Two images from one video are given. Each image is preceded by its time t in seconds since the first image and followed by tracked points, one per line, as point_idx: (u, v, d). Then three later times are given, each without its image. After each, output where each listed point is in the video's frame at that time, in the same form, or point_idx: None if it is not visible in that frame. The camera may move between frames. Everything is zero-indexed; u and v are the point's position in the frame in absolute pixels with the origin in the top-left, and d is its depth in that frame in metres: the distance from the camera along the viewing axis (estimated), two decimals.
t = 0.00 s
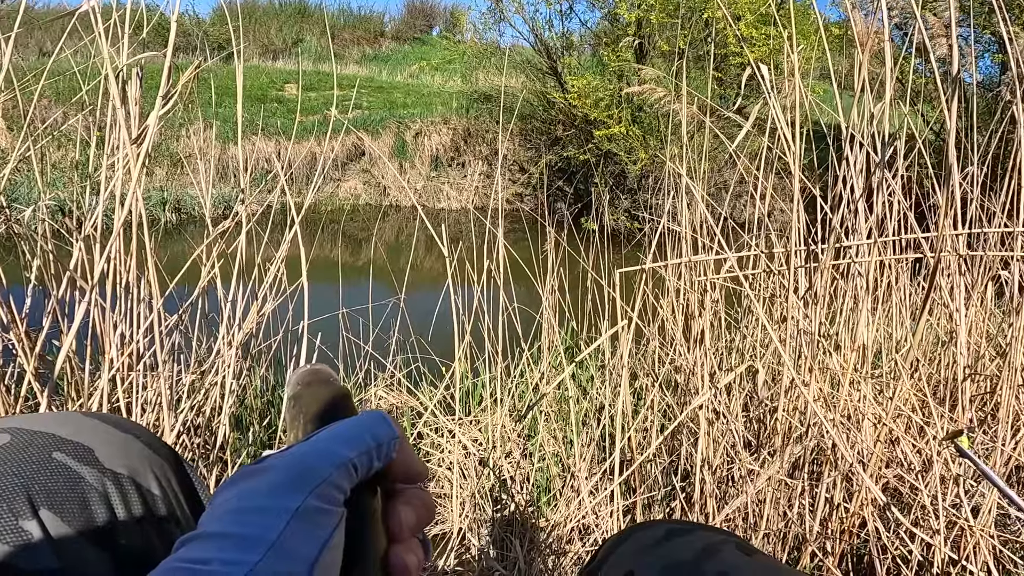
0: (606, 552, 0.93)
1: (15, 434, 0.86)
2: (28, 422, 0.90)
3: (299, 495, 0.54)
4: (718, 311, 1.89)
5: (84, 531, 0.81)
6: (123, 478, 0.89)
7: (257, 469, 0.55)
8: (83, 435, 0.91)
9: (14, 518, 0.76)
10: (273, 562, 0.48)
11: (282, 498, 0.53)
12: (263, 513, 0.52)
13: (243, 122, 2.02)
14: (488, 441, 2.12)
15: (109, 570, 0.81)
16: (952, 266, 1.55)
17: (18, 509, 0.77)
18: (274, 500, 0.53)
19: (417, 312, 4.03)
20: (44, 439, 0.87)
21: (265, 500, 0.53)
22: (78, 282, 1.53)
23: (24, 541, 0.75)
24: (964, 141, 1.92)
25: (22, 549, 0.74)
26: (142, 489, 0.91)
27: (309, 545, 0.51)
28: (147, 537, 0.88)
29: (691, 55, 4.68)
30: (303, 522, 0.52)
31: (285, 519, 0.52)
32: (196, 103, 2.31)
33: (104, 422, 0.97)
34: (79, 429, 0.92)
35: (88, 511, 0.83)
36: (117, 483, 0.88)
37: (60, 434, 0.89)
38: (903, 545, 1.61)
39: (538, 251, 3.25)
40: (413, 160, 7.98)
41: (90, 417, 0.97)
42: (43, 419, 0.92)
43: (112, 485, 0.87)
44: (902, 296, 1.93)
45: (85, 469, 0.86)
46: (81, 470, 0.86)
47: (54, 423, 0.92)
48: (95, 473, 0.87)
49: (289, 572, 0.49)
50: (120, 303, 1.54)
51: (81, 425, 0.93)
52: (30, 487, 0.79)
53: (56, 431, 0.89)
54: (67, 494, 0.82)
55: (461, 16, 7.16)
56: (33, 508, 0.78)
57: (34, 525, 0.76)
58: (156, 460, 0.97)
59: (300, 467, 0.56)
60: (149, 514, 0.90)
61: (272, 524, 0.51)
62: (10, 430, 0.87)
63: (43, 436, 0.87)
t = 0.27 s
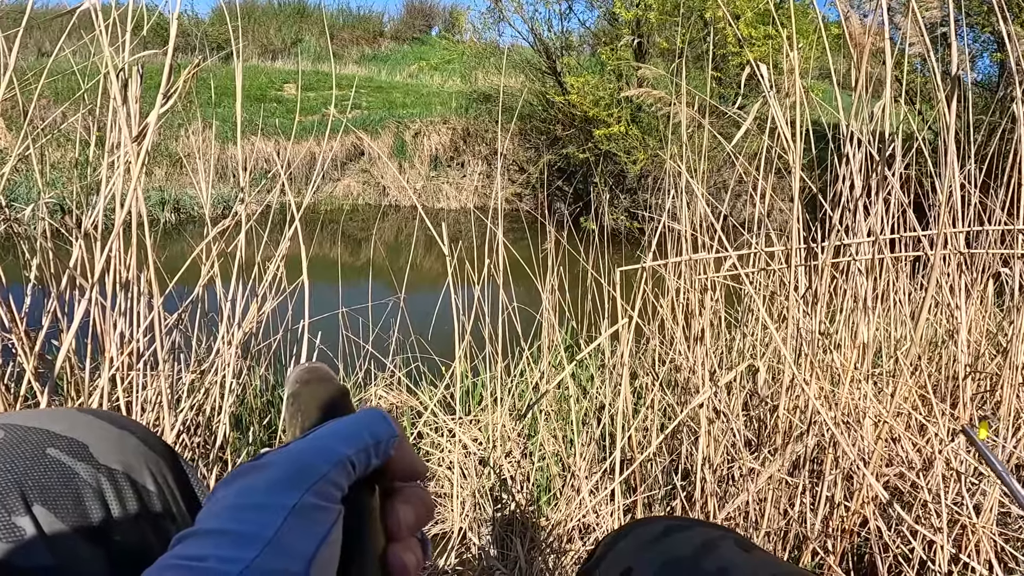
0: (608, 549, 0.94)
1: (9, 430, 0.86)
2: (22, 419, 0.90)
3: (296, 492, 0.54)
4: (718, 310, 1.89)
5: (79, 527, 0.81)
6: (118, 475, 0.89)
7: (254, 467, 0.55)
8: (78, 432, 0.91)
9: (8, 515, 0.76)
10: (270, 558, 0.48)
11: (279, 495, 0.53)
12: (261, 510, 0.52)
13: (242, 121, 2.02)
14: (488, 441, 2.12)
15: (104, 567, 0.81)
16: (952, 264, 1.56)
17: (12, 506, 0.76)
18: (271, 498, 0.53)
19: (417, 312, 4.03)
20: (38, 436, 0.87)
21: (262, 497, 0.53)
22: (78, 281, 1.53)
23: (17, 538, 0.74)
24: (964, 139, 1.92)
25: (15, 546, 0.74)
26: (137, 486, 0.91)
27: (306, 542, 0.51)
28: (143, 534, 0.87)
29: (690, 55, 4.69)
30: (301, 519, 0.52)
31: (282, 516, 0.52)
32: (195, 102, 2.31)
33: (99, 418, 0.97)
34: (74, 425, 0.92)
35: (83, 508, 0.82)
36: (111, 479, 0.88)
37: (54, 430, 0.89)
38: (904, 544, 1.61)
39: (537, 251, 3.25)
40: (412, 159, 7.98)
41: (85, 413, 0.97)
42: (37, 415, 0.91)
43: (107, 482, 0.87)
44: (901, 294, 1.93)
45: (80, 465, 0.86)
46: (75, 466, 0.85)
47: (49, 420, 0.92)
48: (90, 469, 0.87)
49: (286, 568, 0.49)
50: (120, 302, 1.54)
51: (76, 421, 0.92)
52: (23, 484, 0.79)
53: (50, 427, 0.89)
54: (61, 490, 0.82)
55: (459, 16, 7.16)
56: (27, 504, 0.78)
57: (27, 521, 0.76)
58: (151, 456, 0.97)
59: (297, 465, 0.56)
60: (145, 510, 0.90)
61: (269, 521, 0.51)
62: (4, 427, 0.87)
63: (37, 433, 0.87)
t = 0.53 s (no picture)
0: (608, 548, 0.94)
1: (10, 428, 0.86)
2: (23, 416, 0.90)
3: (298, 490, 0.53)
4: (718, 310, 1.89)
5: (80, 525, 0.80)
6: (119, 473, 0.89)
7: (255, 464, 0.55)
8: (79, 430, 0.91)
9: (9, 512, 0.75)
10: (271, 558, 0.48)
11: (280, 493, 0.53)
12: (262, 509, 0.52)
13: (242, 120, 2.02)
14: (488, 441, 2.12)
15: (105, 565, 0.80)
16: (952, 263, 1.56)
17: (13, 504, 0.76)
18: (273, 496, 0.53)
19: (417, 312, 4.03)
20: (39, 434, 0.87)
21: (264, 495, 0.53)
22: (77, 281, 1.53)
23: (18, 536, 0.74)
24: (963, 138, 1.92)
25: (16, 544, 0.73)
26: (137, 484, 0.91)
27: (308, 541, 0.51)
28: (143, 532, 0.87)
29: (689, 54, 4.69)
30: (303, 518, 0.52)
31: (283, 515, 0.52)
32: (195, 102, 2.31)
33: (100, 416, 0.97)
34: (75, 423, 0.92)
35: (84, 506, 0.82)
36: (112, 478, 0.88)
37: (55, 428, 0.89)
38: (904, 543, 1.61)
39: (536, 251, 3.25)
40: (412, 159, 7.97)
41: (85, 412, 0.96)
42: (38, 413, 0.91)
43: (107, 480, 0.87)
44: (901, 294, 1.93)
45: (81, 463, 0.86)
46: (76, 464, 0.85)
47: (49, 418, 0.91)
48: (91, 467, 0.87)
49: (287, 568, 0.49)
50: (120, 301, 1.54)
51: (77, 420, 0.92)
52: (25, 481, 0.79)
53: (51, 425, 0.89)
54: (62, 488, 0.81)
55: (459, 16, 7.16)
56: (28, 502, 0.77)
57: (29, 519, 0.76)
58: (152, 455, 0.97)
59: (299, 461, 0.55)
60: (145, 508, 0.89)
61: (270, 519, 0.51)
62: (5, 424, 0.87)
63: (37, 430, 0.87)
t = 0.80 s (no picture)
0: (609, 545, 0.94)
1: (13, 424, 0.86)
2: (25, 412, 0.90)
3: (301, 485, 0.54)
4: (717, 309, 1.89)
5: (81, 521, 0.81)
6: (121, 469, 0.89)
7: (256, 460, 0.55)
8: (81, 426, 0.91)
9: (11, 507, 0.76)
10: (274, 551, 0.49)
11: (283, 488, 0.53)
12: (265, 504, 0.52)
13: (241, 120, 2.02)
14: (488, 440, 2.12)
15: (107, 560, 0.80)
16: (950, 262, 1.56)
17: (15, 499, 0.76)
18: (277, 490, 0.53)
19: (416, 312, 4.03)
20: (42, 429, 0.87)
21: (266, 490, 0.53)
22: (77, 281, 1.53)
23: (19, 531, 0.74)
24: (962, 137, 1.92)
25: (17, 539, 0.73)
26: (139, 480, 0.91)
27: (311, 534, 0.51)
28: (145, 528, 0.87)
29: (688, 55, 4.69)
30: (306, 512, 0.52)
31: (286, 509, 0.52)
32: (194, 102, 2.31)
33: (102, 412, 0.97)
34: (77, 420, 0.92)
35: (85, 501, 0.82)
36: (114, 473, 0.88)
37: (58, 424, 0.89)
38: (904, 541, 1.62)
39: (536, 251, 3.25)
40: (411, 160, 7.98)
41: (88, 408, 0.97)
42: (41, 409, 0.91)
43: (109, 476, 0.87)
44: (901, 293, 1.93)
45: (83, 459, 0.86)
46: (78, 460, 0.85)
47: (52, 414, 0.92)
48: (92, 463, 0.87)
49: (290, 563, 0.49)
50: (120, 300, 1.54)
51: (79, 416, 0.93)
52: (27, 476, 0.79)
53: (53, 421, 0.89)
54: (64, 484, 0.82)
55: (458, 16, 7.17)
56: (30, 497, 0.77)
57: (30, 514, 0.76)
58: (153, 451, 0.97)
59: (302, 456, 0.56)
60: (146, 504, 0.90)
61: (274, 514, 0.52)
62: (8, 420, 0.87)
63: (40, 426, 0.87)
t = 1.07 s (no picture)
0: (611, 543, 0.95)
1: (16, 423, 0.86)
2: (28, 411, 0.90)
3: (311, 488, 0.54)
4: (717, 308, 1.89)
5: (84, 520, 0.81)
6: (123, 468, 0.89)
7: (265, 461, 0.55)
8: (84, 425, 0.91)
9: (14, 507, 0.76)
10: (284, 554, 0.49)
11: (294, 490, 0.53)
12: (275, 505, 0.52)
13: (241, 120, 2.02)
14: (488, 440, 2.12)
15: (109, 559, 0.81)
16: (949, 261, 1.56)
17: (18, 498, 0.76)
18: (287, 492, 0.53)
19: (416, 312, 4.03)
20: (45, 429, 0.87)
21: (278, 491, 0.53)
22: (78, 281, 1.53)
23: (22, 530, 0.74)
24: (962, 137, 1.92)
25: (20, 539, 0.74)
26: (141, 479, 0.91)
27: (321, 538, 0.51)
28: (148, 527, 0.88)
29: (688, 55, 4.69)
30: (316, 515, 0.53)
31: (297, 511, 0.52)
32: (194, 102, 2.31)
33: (104, 412, 0.97)
34: (80, 419, 0.92)
35: (88, 500, 0.83)
36: (117, 472, 0.88)
37: (60, 423, 0.89)
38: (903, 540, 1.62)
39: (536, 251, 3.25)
40: (410, 160, 7.97)
41: (91, 407, 0.97)
42: (44, 408, 0.92)
43: (112, 475, 0.87)
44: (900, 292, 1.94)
45: (85, 459, 0.87)
46: (80, 459, 0.86)
47: (55, 413, 0.92)
48: (95, 462, 0.87)
49: (301, 566, 0.49)
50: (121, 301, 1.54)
51: (82, 415, 0.93)
52: (30, 476, 0.79)
53: (56, 421, 0.89)
54: (67, 483, 0.82)
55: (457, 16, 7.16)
56: (33, 497, 0.78)
57: (33, 514, 0.76)
58: (156, 450, 0.97)
59: (312, 459, 0.56)
60: (149, 502, 0.90)
61: (284, 516, 0.52)
62: (11, 419, 0.87)
63: (43, 425, 0.87)
